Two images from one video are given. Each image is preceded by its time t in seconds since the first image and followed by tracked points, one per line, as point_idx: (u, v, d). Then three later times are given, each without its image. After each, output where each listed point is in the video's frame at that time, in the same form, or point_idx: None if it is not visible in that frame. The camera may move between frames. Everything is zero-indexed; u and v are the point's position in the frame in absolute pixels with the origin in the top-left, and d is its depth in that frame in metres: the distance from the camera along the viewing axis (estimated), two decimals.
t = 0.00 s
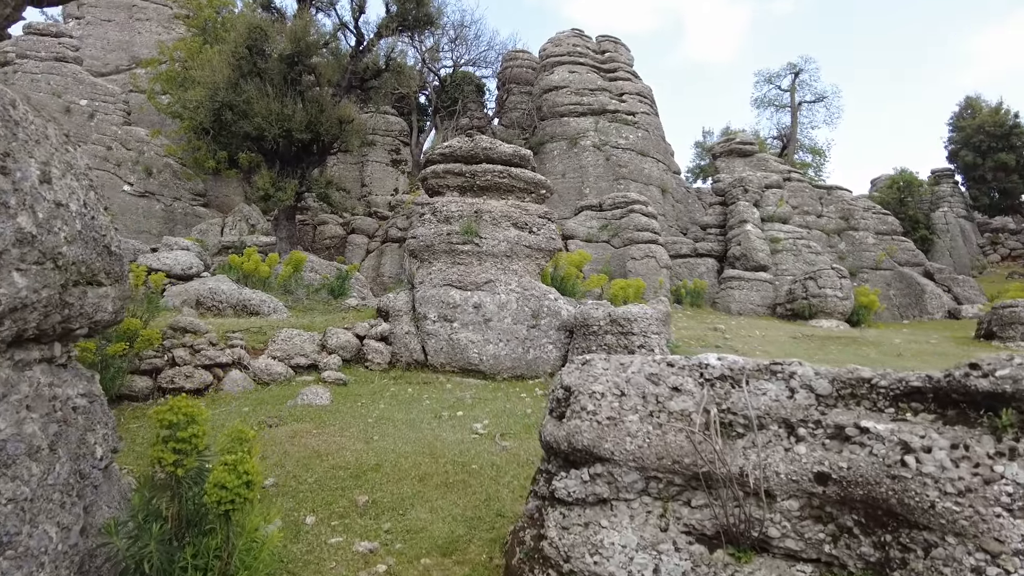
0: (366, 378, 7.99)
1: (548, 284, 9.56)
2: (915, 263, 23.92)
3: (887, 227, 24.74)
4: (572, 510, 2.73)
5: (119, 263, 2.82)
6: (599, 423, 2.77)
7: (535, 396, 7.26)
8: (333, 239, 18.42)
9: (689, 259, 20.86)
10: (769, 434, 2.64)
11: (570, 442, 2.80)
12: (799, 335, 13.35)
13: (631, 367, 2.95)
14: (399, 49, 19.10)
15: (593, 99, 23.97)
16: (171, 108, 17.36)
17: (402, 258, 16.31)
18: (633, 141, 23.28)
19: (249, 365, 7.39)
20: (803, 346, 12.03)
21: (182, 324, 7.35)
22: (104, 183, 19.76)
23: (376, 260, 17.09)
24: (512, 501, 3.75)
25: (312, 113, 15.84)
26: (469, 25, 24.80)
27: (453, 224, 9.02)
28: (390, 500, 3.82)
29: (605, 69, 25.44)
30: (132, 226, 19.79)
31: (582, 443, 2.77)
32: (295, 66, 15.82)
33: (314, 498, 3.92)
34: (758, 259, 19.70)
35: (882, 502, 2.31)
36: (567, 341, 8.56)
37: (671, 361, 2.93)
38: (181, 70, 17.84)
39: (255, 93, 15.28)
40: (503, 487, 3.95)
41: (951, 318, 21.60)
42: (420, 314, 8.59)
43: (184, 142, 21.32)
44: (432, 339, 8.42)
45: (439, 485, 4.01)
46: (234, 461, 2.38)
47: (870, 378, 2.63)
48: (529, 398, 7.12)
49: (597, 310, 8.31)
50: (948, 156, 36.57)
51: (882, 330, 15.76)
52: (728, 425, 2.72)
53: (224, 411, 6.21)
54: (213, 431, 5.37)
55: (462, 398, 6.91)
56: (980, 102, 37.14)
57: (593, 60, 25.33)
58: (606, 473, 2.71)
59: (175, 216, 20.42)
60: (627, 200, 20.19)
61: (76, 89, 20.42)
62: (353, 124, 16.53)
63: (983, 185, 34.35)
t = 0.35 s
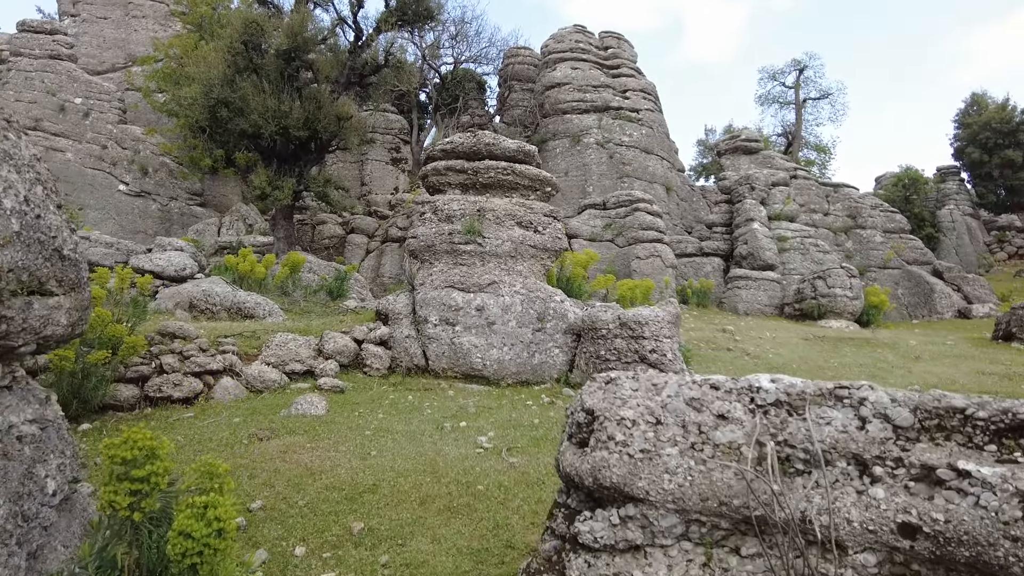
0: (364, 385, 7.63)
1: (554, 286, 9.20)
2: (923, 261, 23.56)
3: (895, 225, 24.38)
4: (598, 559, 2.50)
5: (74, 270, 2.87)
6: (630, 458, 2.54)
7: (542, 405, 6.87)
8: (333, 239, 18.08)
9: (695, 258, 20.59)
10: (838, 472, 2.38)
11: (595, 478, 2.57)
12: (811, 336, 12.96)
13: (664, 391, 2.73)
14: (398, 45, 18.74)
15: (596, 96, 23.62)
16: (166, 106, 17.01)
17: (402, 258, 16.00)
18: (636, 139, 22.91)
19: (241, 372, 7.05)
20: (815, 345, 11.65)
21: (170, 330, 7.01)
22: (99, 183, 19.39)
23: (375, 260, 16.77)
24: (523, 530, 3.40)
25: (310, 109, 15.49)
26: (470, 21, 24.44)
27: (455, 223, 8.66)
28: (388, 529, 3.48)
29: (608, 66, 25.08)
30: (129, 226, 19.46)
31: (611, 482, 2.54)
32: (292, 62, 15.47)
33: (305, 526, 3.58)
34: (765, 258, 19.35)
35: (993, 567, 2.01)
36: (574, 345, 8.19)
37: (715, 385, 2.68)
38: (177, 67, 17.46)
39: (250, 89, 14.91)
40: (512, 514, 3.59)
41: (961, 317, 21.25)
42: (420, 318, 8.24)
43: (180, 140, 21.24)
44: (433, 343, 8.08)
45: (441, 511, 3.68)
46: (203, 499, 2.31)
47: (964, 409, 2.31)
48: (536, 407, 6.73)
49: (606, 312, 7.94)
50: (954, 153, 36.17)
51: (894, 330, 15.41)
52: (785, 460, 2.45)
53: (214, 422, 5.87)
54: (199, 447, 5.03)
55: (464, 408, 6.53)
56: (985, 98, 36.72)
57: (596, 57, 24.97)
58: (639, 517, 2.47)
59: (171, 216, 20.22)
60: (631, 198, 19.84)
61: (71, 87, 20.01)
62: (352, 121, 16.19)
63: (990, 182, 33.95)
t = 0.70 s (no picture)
0: (362, 388, 7.28)
1: (560, 285, 8.83)
2: (932, 260, 23.17)
3: (904, 223, 23.99)
4: None
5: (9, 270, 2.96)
6: (671, 489, 2.36)
7: (550, 411, 6.50)
8: (332, 237, 17.74)
9: (700, 256, 20.28)
10: (935, 510, 2.19)
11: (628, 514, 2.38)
12: (823, 336, 12.56)
13: (710, 409, 2.54)
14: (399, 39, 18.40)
15: (599, 92, 23.27)
16: (162, 102, 16.67)
17: (403, 257, 15.67)
18: (641, 135, 22.53)
19: (233, 376, 6.70)
20: (829, 345, 11.24)
21: (158, 331, 6.66)
22: (95, 180, 19.00)
23: (375, 259, 16.45)
24: (534, 555, 3.06)
25: (308, 105, 15.15)
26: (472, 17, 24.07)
27: (457, 219, 8.31)
28: (384, 553, 3.14)
29: (611, 62, 24.72)
30: (125, 225, 19.10)
31: (648, 518, 2.35)
32: (290, 55, 15.09)
33: (292, 549, 3.25)
34: (773, 257, 18.98)
35: None
36: (581, 346, 7.81)
37: (773, 402, 2.51)
38: (172, 63, 17.10)
39: (247, 83, 14.56)
40: (523, 538, 3.24)
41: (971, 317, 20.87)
42: (421, 318, 7.92)
43: (176, 137, 21.07)
44: (434, 345, 7.75)
45: (443, 532, 3.33)
46: (151, 541, 2.35)
47: None
48: (541, 413, 6.36)
49: (615, 311, 7.58)
50: (960, 151, 35.75)
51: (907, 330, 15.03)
52: (867, 493, 2.25)
53: (201, 430, 5.49)
54: (183, 457, 4.66)
55: (467, 414, 6.17)
56: (992, 95, 36.27)
57: (599, 52, 24.62)
58: (684, 558, 2.27)
59: (168, 214, 19.90)
60: (636, 196, 19.44)
61: (67, 84, 19.73)
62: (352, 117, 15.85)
63: (997, 180, 33.53)
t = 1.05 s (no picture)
0: (358, 394, 6.92)
1: (565, 285, 8.47)
2: (940, 259, 22.80)
3: (912, 221, 23.62)
4: None
5: None
6: (726, 549, 2.05)
7: (554, 418, 6.15)
8: (330, 236, 17.37)
9: (706, 255, 19.99)
10: None
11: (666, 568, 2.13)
12: (834, 338, 12.20)
13: (772, 446, 2.23)
14: (398, 34, 18.05)
15: (602, 88, 22.91)
16: (156, 98, 16.34)
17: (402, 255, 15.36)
18: (644, 132, 22.17)
19: (220, 382, 6.33)
20: (841, 347, 10.88)
21: (141, 334, 6.30)
22: (89, 178, 18.66)
23: (374, 258, 16.15)
24: None
25: (305, 99, 14.81)
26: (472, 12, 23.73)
27: (458, 216, 7.96)
28: None
29: (614, 57, 24.36)
30: (119, 223, 18.74)
31: None
32: (286, 49, 14.76)
33: None
34: (780, 256, 18.62)
35: None
36: (588, 349, 7.46)
37: (856, 440, 2.16)
38: (167, 57, 16.77)
39: (242, 77, 14.20)
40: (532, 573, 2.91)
41: (981, 316, 20.49)
42: (420, 320, 7.58)
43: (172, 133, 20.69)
44: (433, 348, 7.41)
45: (443, 565, 3.01)
46: None
47: None
48: (545, 421, 6.01)
49: (624, 313, 7.22)
50: (966, 149, 35.36)
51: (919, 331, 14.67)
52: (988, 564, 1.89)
53: (183, 441, 5.12)
54: (162, 472, 4.30)
55: (466, 422, 5.82)
56: (998, 93, 35.87)
57: (602, 48, 24.26)
58: None
59: (163, 212, 19.54)
60: (640, 193, 19.08)
61: (60, 79, 19.40)
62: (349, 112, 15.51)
63: (1004, 178, 33.14)
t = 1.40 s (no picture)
0: (352, 397, 6.54)
1: (571, 281, 8.09)
2: (949, 255, 22.41)
3: (919, 217, 23.22)
4: None
5: None
6: None
7: (560, 424, 5.76)
8: (327, 232, 16.94)
9: (711, 251, 19.68)
10: None
11: None
12: (847, 336, 11.80)
13: (877, 486, 2.20)
14: (396, 25, 17.66)
15: (604, 81, 22.52)
16: (149, 90, 15.97)
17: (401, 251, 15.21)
18: (648, 126, 21.79)
19: (205, 385, 5.96)
20: (855, 346, 10.47)
21: (121, 334, 5.91)
22: (82, 173, 18.28)
23: (373, 254, 15.96)
24: None
25: (300, 91, 14.45)
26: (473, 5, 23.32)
27: (457, 209, 7.58)
28: None
29: (617, 50, 23.95)
30: (113, 219, 18.37)
31: None
32: (281, 39, 14.39)
33: None
34: (787, 252, 18.25)
35: None
36: (594, 349, 7.10)
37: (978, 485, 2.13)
38: (160, 49, 16.40)
39: (235, 68, 13.82)
40: None
41: (992, 314, 19.97)
42: (418, 318, 7.22)
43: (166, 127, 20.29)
44: (432, 348, 7.05)
45: None
46: None
47: None
48: (550, 426, 5.63)
49: (632, 310, 6.84)
50: (972, 144, 34.89)
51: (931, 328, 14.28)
52: None
53: (161, 449, 4.74)
54: (134, 486, 3.92)
55: (466, 428, 5.44)
56: (1004, 87, 35.39)
57: (605, 41, 23.85)
58: None
59: (158, 208, 19.19)
60: (644, 188, 18.69)
61: (52, 73, 19.03)
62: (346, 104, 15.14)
63: (1010, 173, 32.71)
